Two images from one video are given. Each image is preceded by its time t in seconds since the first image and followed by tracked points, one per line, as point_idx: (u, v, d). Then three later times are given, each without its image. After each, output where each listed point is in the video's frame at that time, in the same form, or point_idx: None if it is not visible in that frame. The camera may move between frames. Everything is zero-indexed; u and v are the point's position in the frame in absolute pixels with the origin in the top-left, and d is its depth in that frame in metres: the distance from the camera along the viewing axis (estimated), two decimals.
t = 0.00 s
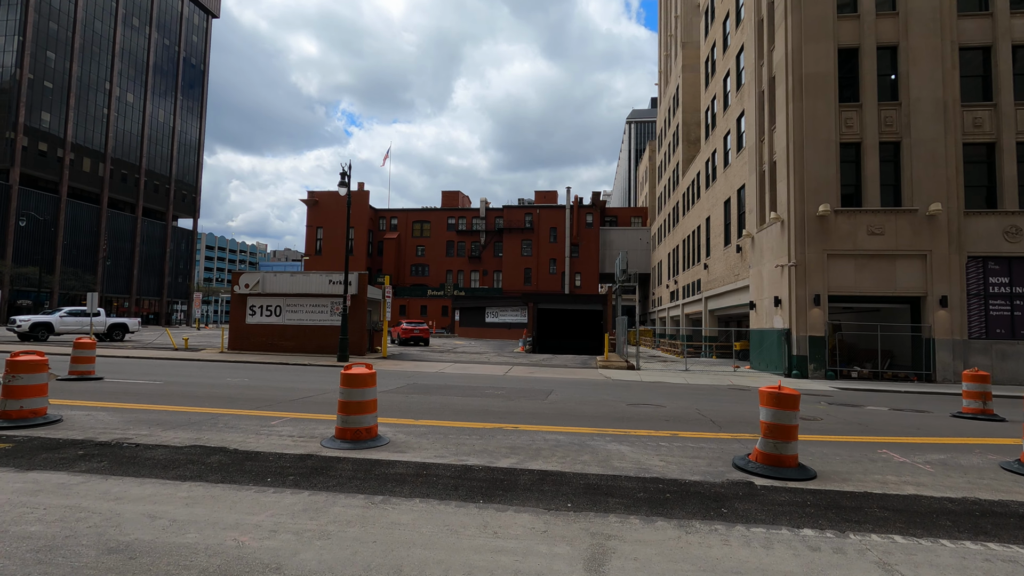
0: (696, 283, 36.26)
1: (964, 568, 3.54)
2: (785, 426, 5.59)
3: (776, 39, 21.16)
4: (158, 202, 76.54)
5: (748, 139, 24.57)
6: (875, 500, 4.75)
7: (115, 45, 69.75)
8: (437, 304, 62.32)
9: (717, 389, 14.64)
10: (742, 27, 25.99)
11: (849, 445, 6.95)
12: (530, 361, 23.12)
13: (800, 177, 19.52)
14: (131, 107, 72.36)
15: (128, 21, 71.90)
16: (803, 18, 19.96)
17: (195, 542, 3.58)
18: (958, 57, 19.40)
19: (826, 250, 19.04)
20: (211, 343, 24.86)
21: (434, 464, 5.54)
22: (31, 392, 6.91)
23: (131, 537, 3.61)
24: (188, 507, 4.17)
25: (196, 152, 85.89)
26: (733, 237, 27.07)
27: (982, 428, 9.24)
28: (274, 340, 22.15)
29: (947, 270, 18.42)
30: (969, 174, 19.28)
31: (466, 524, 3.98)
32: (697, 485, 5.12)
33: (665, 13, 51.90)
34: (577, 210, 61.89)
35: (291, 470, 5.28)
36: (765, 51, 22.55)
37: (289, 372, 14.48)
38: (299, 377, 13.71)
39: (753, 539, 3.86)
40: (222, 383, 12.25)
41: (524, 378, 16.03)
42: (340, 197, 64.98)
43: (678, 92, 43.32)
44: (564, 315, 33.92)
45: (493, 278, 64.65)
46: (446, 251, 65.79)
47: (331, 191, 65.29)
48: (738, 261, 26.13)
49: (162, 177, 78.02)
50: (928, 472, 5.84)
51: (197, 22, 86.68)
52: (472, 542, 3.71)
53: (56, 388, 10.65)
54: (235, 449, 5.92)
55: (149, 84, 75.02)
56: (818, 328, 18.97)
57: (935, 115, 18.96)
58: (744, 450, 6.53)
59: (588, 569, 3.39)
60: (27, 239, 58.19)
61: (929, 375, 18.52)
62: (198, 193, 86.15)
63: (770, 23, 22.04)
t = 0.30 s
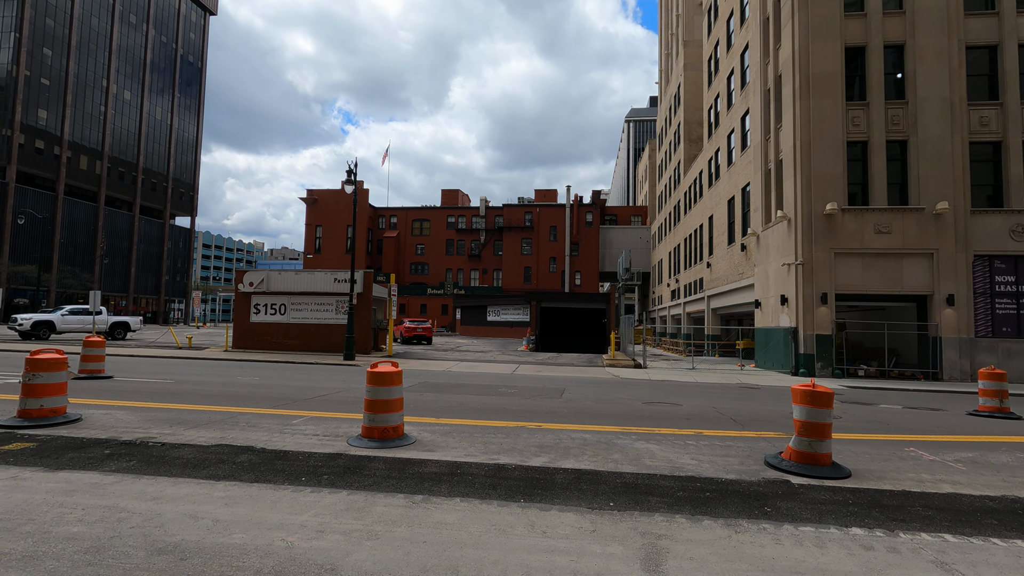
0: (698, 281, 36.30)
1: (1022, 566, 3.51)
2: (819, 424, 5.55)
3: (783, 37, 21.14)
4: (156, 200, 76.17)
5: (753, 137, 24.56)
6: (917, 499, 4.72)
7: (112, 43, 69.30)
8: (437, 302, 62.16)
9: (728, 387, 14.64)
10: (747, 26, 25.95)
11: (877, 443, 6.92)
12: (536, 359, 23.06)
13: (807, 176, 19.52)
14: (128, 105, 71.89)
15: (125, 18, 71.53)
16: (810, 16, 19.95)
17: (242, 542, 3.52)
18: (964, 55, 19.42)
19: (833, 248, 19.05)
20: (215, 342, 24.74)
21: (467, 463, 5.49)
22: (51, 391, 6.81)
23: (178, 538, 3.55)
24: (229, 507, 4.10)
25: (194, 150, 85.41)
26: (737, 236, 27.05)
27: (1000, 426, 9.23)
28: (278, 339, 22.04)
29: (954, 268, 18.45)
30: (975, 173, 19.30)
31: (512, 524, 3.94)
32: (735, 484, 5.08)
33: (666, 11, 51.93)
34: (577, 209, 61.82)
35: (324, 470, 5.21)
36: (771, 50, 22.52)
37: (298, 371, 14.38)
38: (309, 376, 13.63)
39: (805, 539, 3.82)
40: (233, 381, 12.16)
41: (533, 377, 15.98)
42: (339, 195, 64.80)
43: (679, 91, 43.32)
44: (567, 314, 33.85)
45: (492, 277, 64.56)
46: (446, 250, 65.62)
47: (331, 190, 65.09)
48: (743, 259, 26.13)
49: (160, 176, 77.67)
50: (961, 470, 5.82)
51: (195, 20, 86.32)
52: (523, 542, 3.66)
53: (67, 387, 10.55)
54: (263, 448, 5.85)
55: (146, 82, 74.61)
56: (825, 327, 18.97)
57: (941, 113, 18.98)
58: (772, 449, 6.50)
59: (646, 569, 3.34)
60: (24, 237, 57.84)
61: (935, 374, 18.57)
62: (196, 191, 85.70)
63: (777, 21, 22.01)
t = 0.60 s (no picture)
0: (703, 276, 36.27)
1: None
2: (859, 422, 5.50)
3: (794, 30, 20.97)
4: (156, 194, 75.91)
5: (761, 131, 24.45)
6: (962, 498, 4.68)
7: (111, 35, 68.83)
8: (439, 297, 62.08)
9: (742, 382, 14.63)
10: (756, 18, 25.75)
11: (909, 439, 6.88)
12: (543, 354, 23.04)
13: (818, 170, 19.44)
14: (127, 98, 71.40)
15: (124, 10, 70.99)
16: (822, 9, 19.81)
17: (297, 544, 3.47)
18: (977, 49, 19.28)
19: (844, 243, 19.00)
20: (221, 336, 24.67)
21: (505, 461, 5.45)
22: (76, 388, 6.74)
23: (231, 539, 3.50)
24: (275, 507, 4.05)
25: (193, 143, 84.97)
26: (745, 230, 26.96)
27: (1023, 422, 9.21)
28: (286, 334, 21.97)
29: (965, 263, 18.41)
30: (987, 167, 19.21)
31: (565, 524, 3.89)
32: (778, 482, 5.04)
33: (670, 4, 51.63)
34: (580, 203, 61.64)
35: (362, 467, 5.18)
36: (782, 43, 22.36)
37: (311, 366, 14.34)
38: (323, 371, 13.59)
39: (862, 539, 3.79)
40: (248, 377, 12.11)
41: (545, 372, 15.97)
42: (341, 189, 64.58)
43: (684, 84, 43.06)
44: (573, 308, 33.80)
45: (495, 271, 64.45)
46: (448, 244, 65.47)
47: (332, 183, 64.87)
48: (750, 254, 26.08)
49: (160, 170, 77.36)
50: (998, 467, 5.78)
51: (194, 12, 85.62)
52: (580, 543, 3.62)
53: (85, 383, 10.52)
54: (296, 446, 5.81)
55: (146, 75, 74.17)
56: (836, 321, 18.95)
57: (953, 107, 18.88)
58: (805, 444, 6.49)
59: (709, 570, 3.30)
60: (24, 231, 57.64)
61: (946, 369, 18.56)
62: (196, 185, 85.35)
63: (788, 14, 21.86)
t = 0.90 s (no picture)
0: (708, 275, 36.23)
1: None
2: (898, 421, 5.49)
3: (804, 29, 20.95)
4: (157, 193, 75.77)
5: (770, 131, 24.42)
6: (1008, 499, 4.66)
7: (113, 34, 68.64)
8: (442, 296, 62.04)
9: (755, 381, 14.63)
10: (764, 17, 25.71)
11: (940, 439, 6.86)
12: (552, 353, 23.00)
13: (828, 170, 19.43)
14: (128, 97, 71.15)
15: (126, 10, 70.82)
16: (833, 8, 19.79)
17: (356, 544, 3.45)
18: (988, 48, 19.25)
19: (855, 242, 18.99)
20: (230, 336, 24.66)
21: (543, 460, 5.42)
22: (104, 387, 6.72)
23: (289, 539, 3.48)
24: (325, 506, 4.03)
25: (195, 142, 84.83)
26: (752, 230, 26.95)
27: None
28: (294, 333, 21.94)
29: (976, 263, 18.41)
30: (998, 167, 19.18)
31: (619, 524, 3.87)
32: (820, 481, 5.03)
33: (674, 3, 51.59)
34: (582, 202, 61.58)
35: (402, 467, 5.16)
36: (791, 43, 22.31)
37: (324, 365, 14.31)
38: (337, 370, 13.57)
39: (918, 538, 3.77)
40: (264, 376, 12.07)
41: (557, 371, 15.95)
42: (344, 188, 64.53)
43: (688, 84, 43.02)
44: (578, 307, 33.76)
45: (497, 271, 64.40)
46: (450, 244, 65.42)
47: (335, 182, 64.81)
48: (758, 253, 26.08)
49: (161, 169, 77.33)
50: None
51: (195, 11, 85.16)
52: (638, 543, 3.60)
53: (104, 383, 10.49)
54: (331, 446, 5.78)
55: (147, 74, 74.00)
56: (846, 321, 18.95)
57: (964, 107, 18.88)
58: (837, 444, 6.47)
59: (774, 570, 3.28)
60: (27, 230, 57.55)
61: (957, 369, 18.55)
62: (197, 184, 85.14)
63: (798, 14, 21.83)
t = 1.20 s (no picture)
0: (714, 275, 36.12)
1: None
2: (935, 425, 5.46)
3: (815, 28, 20.88)
4: (160, 192, 75.76)
5: (779, 130, 24.36)
6: None
7: (116, 33, 68.61)
8: (446, 295, 62.04)
9: (769, 382, 14.60)
10: (773, 16, 25.64)
11: (971, 441, 6.83)
12: (560, 353, 22.96)
13: (840, 169, 19.37)
14: (132, 96, 71.04)
15: (129, 9, 70.71)
16: (844, 7, 19.72)
17: (411, 550, 3.41)
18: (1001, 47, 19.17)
19: (866, 242, 18.94)
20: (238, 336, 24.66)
21: (580, 464, 5.39)
22: (131, 388, 6.69)
23: (343, 544, 3.45)
24: (372, 511, 4.00)
25: (198, 141, 84.82)
26: (760, 229, 26.87)
27: None
28: (303, 333, 21.92)
29: (988, 263, 18.35)
30: (1010, 166, 19.09)
31: (670, 529, 3.84)
32: (862, 485, 4.99)
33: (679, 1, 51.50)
34: (586, 202, 61.50)
35: (439, 470, 5.12)
36: (801, 42, 22.24)
37: (337, 366, 14.30)
38: (351, 371, 13.55)
39: (973, 544, 3.74)
40: (280, 377, 12.06)
41: (570, 371, 15.91)
42: (347, 187, 64.51)
43: (694, 83, 42.95)
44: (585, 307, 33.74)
45: (501, 270, 64.33)
46: (454, 243, 65.35)
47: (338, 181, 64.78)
48: (766, 252, 26.00)
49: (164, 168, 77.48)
50: None
51: (197, 10, 84.99)
52: (694, 549, 3.57)
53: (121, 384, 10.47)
54: (364, 448, 5.75)
55: (150, 73, 74.00)
56: (858, 321, 18.91)
57: (976, 106, 18.80)
58: (870, 446, 6.43)
59: None
60: (31, 229, 57.58)
61: (969, 368, 18.51)
62: (200, 183, 85.04)
63: (808, 12, 21.75)
